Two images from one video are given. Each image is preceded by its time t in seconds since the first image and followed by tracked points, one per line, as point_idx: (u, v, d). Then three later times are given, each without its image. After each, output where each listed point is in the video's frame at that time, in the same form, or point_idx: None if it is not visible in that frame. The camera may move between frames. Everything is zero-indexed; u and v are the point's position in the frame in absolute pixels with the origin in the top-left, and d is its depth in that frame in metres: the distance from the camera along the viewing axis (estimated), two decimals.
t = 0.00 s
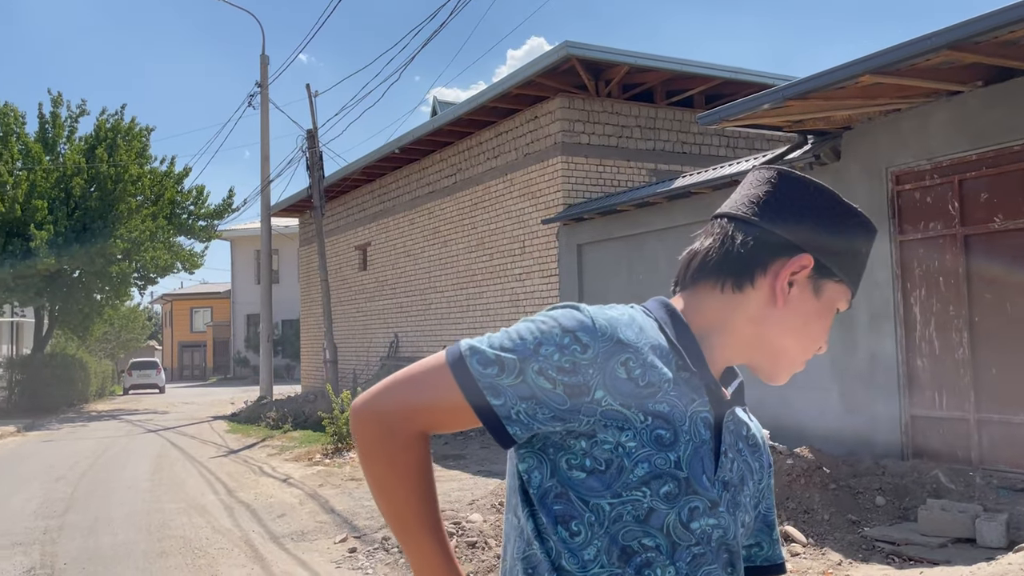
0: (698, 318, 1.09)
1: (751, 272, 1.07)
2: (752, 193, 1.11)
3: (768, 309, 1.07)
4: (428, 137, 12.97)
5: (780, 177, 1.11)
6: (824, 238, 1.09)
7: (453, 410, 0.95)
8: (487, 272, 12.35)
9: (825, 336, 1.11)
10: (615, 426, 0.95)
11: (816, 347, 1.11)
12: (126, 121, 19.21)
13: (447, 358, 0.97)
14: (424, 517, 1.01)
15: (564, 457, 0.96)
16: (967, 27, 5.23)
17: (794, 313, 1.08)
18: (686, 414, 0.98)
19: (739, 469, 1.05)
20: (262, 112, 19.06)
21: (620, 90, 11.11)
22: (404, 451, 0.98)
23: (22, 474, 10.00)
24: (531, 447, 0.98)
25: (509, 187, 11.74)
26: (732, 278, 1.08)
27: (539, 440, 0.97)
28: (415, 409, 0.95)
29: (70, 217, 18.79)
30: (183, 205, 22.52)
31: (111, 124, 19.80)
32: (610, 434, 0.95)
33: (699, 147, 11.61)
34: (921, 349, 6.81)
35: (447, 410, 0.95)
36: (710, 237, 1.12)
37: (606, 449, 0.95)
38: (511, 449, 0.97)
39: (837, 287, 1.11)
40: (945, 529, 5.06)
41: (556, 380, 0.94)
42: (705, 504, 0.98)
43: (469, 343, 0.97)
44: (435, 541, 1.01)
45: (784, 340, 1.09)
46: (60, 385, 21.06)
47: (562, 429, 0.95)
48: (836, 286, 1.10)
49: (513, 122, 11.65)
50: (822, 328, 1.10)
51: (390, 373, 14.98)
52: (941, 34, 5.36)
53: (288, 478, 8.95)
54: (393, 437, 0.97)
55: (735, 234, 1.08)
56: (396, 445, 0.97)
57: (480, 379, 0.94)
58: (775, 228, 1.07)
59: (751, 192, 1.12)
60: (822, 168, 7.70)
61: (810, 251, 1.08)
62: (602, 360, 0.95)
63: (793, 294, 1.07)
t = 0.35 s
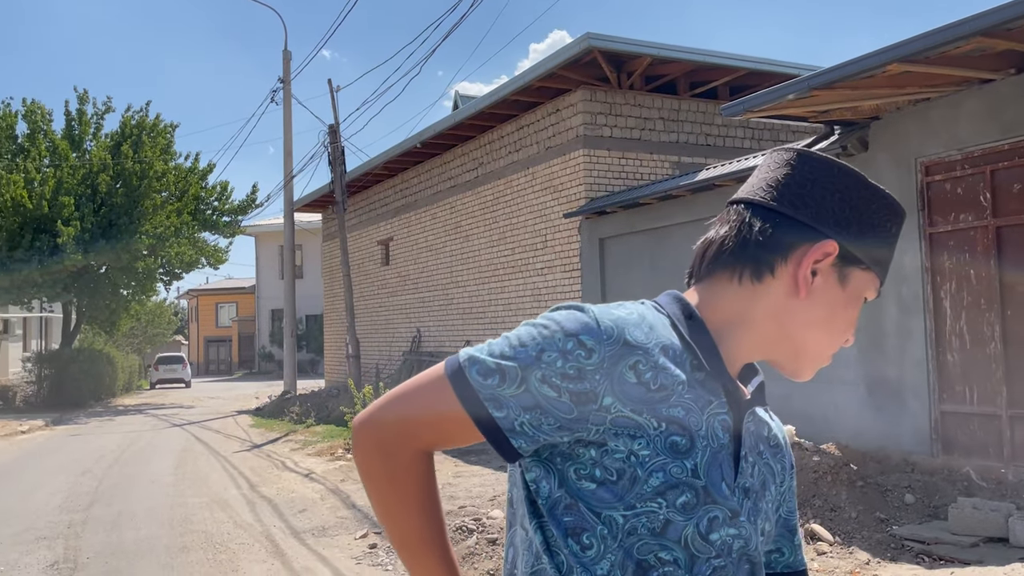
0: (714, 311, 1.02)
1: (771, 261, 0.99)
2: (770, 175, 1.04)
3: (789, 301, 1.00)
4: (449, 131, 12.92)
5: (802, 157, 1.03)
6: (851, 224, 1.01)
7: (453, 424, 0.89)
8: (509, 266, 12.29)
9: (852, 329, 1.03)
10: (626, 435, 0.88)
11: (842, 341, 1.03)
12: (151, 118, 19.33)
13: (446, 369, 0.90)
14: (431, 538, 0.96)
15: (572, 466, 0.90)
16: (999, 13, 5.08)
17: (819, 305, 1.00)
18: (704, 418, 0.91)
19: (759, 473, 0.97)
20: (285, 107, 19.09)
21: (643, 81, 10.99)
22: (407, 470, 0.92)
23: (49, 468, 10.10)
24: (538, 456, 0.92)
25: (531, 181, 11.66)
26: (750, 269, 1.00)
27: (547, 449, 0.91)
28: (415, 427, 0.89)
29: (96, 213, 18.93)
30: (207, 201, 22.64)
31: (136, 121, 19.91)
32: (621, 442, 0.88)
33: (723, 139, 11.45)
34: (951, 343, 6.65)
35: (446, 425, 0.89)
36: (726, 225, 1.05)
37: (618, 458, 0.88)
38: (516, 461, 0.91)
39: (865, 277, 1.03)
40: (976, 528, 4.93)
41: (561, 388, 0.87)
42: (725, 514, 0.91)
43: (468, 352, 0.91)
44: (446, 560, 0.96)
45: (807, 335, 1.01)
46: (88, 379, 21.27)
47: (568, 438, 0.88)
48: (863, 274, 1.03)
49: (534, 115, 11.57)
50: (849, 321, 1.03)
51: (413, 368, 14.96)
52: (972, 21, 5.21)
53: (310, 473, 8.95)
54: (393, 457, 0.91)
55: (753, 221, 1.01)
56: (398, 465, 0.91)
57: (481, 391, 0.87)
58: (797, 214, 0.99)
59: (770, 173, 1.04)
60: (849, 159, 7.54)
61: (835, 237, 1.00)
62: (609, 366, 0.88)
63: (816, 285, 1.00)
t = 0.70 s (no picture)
0: (722, 313, 0.97)
1: (782, 258, 0.94)
2: (781, 163, 0.98)
3: (802, 299, 0.95)
4: (480, 127, 12.90)
5: (817, 144, 0.97)
6: (868, 217, 0.95)
7: (446, 446, 0.85)
8: (540, 262, 12.24)
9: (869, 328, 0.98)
10: (624, 450, 0.84)
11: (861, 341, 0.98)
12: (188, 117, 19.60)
13: (436, 390, 0.86)
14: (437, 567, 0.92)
15: (570, 484, 0.86)
16: None
17: (833, 306, 0.95)
18: (706, 429, 0.86)
19: (771, 484, 0.92)
20: (318, 105, 19.23)
21: (675, 75, 10.88)
22: (404, 497, 0.88)
23: (88, 461, 10.28)
24: (536, 473, 0.88)
25: (562, 176, 11.59)
26: (760, 266, 0.95)
27: (545, 468, 0.87)
28: (407, 452, 0.86)
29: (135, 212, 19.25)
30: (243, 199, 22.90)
31: (173, 120, 20.17)
32: (620, 458, 0.84)
33: (757, 132, 11.28)
34: (992, 339, 6.46)
35: (438, 448, 0.85)
36: (736, 219, 0.99)
37: (617, 475, 0.84)
38: (513, 481, 0.87)
39: (884, 272, 0.97)
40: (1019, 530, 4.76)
41: (554, 406, 0.82)
42: (733, 529, 0.86)
43: (455, 372, 0.87)
44: None
45: (822, 335, 0.96)
46: (127, 375, 21.62)
47: (564, 455, 0.84)
48: (882, 269, 0.97)
49: (565, 110, 11.48)
50: (869, 319, 0.97)
51: (445, 365, 14.97)
52: (1012, 8, 5.05)
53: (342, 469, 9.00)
54: (388, 487, 0.88)
55: (762, 215, 0.96)
56: (394, 494, 0.88)
57: (472, 412, 0.83)
58: (810, 208, 0.94)
59: (784, 160, 0.98)
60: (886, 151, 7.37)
61: (852, 229, 0.95)
62: (603, 380, 0.84)
63: (832, 282, 0.94)
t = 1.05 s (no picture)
0: (731, 319, 0.94)
1: (791, 260, 0.90)
2: (799, 156, 0.94)
3: (810, 304, 0.91)
4: (523, 123, 12.86)
5: (838, 140, 0.91)
6: (890, 217, 0.89)
7: (440, 464, 0.83)
8: (583, 258, 12.15)
9: (887, 338, 0.92)
10: (617, 464, 0.80)
11: (877, 352, 0.93)
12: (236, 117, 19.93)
13: (429, 407, 0.84)
14: None
15: (565, 498, 0.82)
16: None
17: (847, 312, 0.90)
18: (708, 443, 0.81)
19: (785, 500, 0.86)
20: (363, 104, 19.38)
21: (720, 67, 10.71)
22: (394, 517, 0.86)
23: (140, 455, 10.51)
24: (532, 486, 0.84)
25: (605, 171, 11.49)
26: (771, 268, 0.92)
27: (539, 484, 0.83)
28: (398, 470, 0.84)
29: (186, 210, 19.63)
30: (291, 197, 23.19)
31: (222, 120, 20.51)
32: (613, 472, 0.80)
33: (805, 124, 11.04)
34: None
35: (428, 462, 0.83)
36: (749, 216, 0.96)
37: (610, 490, 0.80)
38: (509, 499, 0.84)
39: (906, 278, 0.91)
40: None
41: (543, 419, 0.80)
42: (737, 548, 0.81)
43: (448, 387, 0.84)
44: None
45: (835, 345, 0.92)
46: (180, 370, 22.07)
47: (557, 471, 0.81)
48: (902, 275, 0.91)
49: (607, 105, 11.38)
50: (887, 328, 0.92)
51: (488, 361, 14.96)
52: None
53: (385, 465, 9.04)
54: (379, 506, 0.86)
55: (773, 212, 0.92)
56: (385, 515, 0.86)
57: (462, 429, 0.81)
58: (825, 209, 0.89)
59: (805, 153, 0.93)
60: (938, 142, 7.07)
61: (871, 233, 0.89)
62: (591, 392, 0.80)
63: (843, 286, 0.89)
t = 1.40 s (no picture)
0: (749, 319, 0.89)
1: (818, 259, 0.85)
2: (867, 152, 0.88)
3: (830, 309, 0.85)
4: (588, 118, 12.78)
5: (911, 148, 0.85)
6: (931, 229, 0.82)
7: (435, 458, 0.80)
8: (648, 253, 11.99)
9: (911, 360, 0.85)
10: (618, 464, 0.76)
11: (900, 373, 0.85)
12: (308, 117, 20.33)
13: (433, 401, 0.82)
14: None
15: (571, 502, 0.79)
16: None
17: (868, 319, 0.84)
18: (715, 446, 0.76)
19: (808, 513, 0.80)
20: (430, 101, 19.55)
21: (791, 56, 10.44)
22: (398, 511, 0.82)
23: (214, 447, 10.81)
24: (538, 488, 0.81)
25: (671, 165, 11.31)
26: (797, 263, 0.87)
27: (543, 483, 0.81)
28: (402, 459, 0.80)
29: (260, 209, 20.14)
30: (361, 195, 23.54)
31: (294, 120, 20.97)
32: (616, 477, 0.76)
33: (880, 113, 10.66)
34: None
35: (426, 454, 0.80)
36: (796, 203, 0.91)
37: (613, 493, 0.77)
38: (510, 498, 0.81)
39: (936, 302, 0.83)
40: None
41: (542, 415, 0.77)
42: (747, 558, 0.76)
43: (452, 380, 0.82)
44: None
45: (851, 359, 0.85)
46: (256, 364, 22.66)
47: (555, 470, 0.78)
48: (930, 296, 0.83)
49: (673, 97, 11.20)
50: (913, 349, 0.84)
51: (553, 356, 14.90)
52: None
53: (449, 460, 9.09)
54: (386, 500, 0.82)
55: (817, 205, 0.87)
56: (388, 507, 0.82)
57: (463, 425, 0.78)
58: (864, 209, 0.83)
59: (870, 151, 0.88)
60: None
61: (906, 246, 0.82)
62: (591, 387, 0.78)
63: (866, 290, 0.83)
